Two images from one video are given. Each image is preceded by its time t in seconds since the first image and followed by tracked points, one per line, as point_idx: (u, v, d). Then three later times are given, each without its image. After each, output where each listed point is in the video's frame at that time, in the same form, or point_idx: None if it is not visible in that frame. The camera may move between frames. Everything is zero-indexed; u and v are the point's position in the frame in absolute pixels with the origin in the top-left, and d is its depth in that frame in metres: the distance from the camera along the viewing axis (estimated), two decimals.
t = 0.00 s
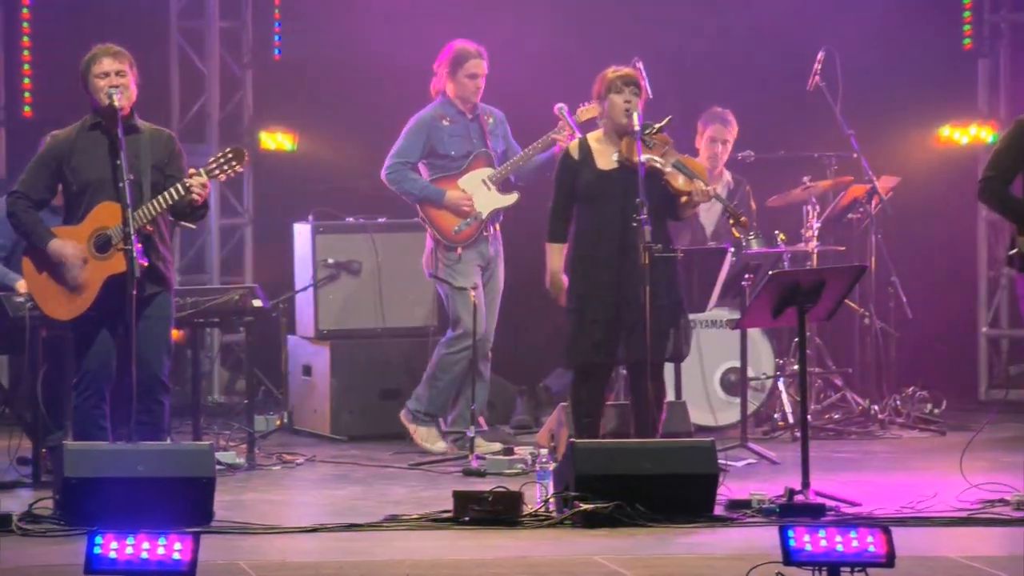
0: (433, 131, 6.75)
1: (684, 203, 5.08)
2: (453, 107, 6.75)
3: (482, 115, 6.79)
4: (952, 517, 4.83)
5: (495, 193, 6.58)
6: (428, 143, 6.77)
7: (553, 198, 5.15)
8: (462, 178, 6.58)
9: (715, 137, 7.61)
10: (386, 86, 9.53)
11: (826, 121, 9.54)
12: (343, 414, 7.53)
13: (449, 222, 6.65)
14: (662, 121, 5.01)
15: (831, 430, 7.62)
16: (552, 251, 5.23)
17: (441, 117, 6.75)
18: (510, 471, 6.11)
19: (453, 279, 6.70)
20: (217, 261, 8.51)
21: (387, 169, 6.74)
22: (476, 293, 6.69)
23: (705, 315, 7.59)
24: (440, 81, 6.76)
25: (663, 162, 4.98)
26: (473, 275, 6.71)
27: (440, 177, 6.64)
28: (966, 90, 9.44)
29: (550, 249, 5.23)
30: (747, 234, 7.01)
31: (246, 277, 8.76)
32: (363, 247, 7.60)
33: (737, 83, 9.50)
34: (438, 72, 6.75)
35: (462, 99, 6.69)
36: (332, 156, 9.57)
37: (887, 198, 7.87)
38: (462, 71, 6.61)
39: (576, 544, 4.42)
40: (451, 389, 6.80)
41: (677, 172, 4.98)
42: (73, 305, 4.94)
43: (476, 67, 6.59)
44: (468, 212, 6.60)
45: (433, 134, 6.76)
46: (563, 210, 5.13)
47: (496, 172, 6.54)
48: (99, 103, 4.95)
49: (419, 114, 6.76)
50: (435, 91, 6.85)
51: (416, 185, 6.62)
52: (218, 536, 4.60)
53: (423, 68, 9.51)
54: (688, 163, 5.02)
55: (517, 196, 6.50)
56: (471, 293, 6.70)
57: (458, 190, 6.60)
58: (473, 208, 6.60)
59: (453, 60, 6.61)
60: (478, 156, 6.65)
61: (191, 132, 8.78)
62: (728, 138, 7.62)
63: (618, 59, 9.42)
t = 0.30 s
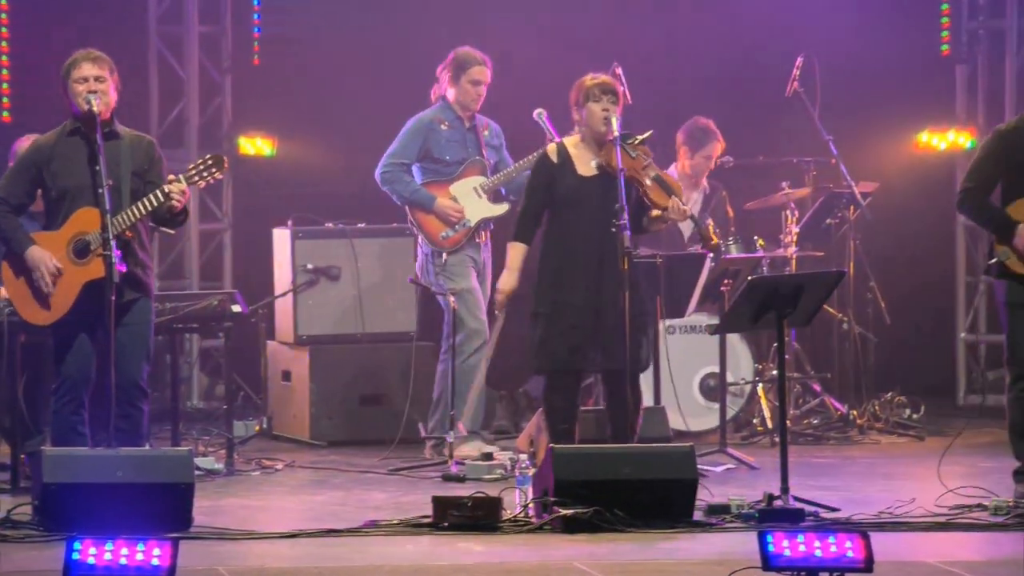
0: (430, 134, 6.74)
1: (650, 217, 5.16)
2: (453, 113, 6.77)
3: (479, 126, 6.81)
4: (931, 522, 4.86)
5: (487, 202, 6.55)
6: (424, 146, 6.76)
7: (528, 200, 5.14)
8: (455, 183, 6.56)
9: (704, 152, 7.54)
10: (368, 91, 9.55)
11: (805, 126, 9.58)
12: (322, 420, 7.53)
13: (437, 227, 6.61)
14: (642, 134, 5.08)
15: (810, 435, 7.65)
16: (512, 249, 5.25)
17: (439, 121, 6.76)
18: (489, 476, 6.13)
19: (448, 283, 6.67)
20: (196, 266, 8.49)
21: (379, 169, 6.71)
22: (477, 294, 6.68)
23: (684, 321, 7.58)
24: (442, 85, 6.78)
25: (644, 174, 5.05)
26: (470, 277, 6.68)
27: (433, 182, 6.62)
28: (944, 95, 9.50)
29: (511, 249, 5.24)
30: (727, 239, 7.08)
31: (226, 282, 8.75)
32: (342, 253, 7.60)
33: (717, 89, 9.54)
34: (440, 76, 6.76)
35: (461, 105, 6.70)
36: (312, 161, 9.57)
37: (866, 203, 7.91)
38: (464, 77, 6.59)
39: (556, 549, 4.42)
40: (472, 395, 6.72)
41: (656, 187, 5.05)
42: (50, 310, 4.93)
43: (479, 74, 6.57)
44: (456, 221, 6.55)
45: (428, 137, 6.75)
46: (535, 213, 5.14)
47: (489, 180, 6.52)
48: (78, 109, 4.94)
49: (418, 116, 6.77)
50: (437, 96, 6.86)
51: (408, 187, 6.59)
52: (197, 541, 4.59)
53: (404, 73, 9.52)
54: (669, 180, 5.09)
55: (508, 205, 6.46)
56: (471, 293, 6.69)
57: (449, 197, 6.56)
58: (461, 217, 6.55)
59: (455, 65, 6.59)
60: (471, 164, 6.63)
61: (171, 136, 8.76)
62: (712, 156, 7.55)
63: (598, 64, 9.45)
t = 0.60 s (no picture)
0: (424, 141, 6.63)
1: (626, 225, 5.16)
2: (445, 120, 6.67)
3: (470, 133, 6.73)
4: (908, 525, 4.88)
5: (480, 211, 6.46)
6: (417, 154, 6.64)
7: (503, 201, 5.13)
8: (450, 192, 6.47)
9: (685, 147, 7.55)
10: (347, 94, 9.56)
11: (783, 130, 9.62)
12: (300, 423, 7.51)
13: (432, 234, 6.51)
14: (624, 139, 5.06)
15: (788, 439, 7.68)
16: (491, 248, 5.16)
17: (433, 129, 6.65)
18: (468, 480, 6.15)
19: (440, 292, 6.54)
20: (174, 269, 8.48)
21: (372, 174, 6.58)
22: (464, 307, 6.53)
23: (662, 324, 7.64)
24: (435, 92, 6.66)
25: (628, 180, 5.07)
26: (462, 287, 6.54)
27: (428, 189, 6.52)
28: (921, 100, 9.55)
29: (491, 248, 5.16)
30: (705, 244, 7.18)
31: (204, 285, 8.72)
32: (321, 257, 7.62)
33: (694, 94, 9.59)
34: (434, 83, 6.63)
35: (454, 115, 6.59)
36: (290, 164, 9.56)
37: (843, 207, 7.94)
38: (457, 88, 6.46)
39: (534, 553, 4.43)
40: (461, 406, 6.57)
41: (638, 198, 5.08)
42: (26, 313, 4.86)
43: (472, 87, 6.46)
44: (452, 229, 6.46)
45: (423, 145, 6.64)
46: (512, 216, 5.12)
47: (485, 190, 6.44)
48: (55, 112, 4.93)
49: (411, 123, 6.64)
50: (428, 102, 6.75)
51: (403, 193, 6.48)
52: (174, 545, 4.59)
53: (383, 77, 9.54)
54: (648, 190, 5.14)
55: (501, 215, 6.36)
56: (458, 305, 6.54)
57: (444, 204, 6.48)
58: (457, 225, 6.46)
59: (449, 75, 6.45)
60: (467, 173, 6.52)
61: (149, 139, 8.74)
62: (692, 150, 7.54)
63: (576, 68, 9.47)
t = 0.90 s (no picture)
0: (411, 147, 6.60)
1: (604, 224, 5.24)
2: (430, 123, 6.64)
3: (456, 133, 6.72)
4: (883, 528, 4.90)
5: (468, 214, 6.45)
6: (405, 159, 6.61)
7: (485, 202, 5.14)
8: (438, 197, 6.45)
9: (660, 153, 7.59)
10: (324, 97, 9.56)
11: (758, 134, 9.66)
12: (275, 426, 7.48)
13: (420, 239, 6.48)
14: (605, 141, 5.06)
15: (762, 441, 7.71)
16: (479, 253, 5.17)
17: (418, 132, 6.62)
18: (444, 482, 6.15)
19: (422, 295, 6.54)
20: (149, 272, 8.45)
21: (360, 181, 6.51)
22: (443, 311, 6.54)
23: (637, 326, 7.67)
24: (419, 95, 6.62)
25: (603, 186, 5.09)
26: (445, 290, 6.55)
27: (416, 194, 6.50)
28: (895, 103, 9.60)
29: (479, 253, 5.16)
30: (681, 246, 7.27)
31: (179, 288, 8.70)
32: (297, 259, 7.60)
33: (669, 98, 9.65)
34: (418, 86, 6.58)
35: (440, 117, 6.55)
36: (266, 166, 9.54)
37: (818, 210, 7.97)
38: (442, 93, 6.41)
39: (509, 555, 4.42)
40: (439, 409, 6.56)
41: (615, 202, 5.08)
42: None
43: (456, 91, 6.41)
44: (440, 233, 6.43)
45: (409, 150, 6.60)
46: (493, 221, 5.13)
47: (472, 194, 6.43)
48: (27, 113, 4.91)
49: (396, 128, 6.60)
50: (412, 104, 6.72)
51: (392, 201, 6.43)
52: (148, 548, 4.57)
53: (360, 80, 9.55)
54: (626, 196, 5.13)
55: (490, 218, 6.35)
56: (440, 309, 6.56)
57: (432, 210, 6.45)
58: (445, 230, 6.43)
59: (433, 78, 6.41)
60: (454, 175, 6.52)
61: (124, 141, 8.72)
62: (667, 156, 7.57)
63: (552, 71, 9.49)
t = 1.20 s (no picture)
0: (387, 149, 6.59)
1: (585, 225, 5.14)
2: (411, 127, 6.62)
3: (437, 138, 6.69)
4: (856, 530, 4.93)
5: (443, 219, 6.47)
6: (380, 161, 6.60)
7: (462, 209, 5.18)
8: (412, 199, 6.48)
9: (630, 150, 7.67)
10: (299, 98, 9.54)
11: (731, 137, 9.71)
12: (249, 429, 7.48)
13: (391, 241, 6.50)
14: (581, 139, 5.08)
15: (736, 444, 7.75)
16: (453, 259, 5.24)
17: (398, 135, 6.61)
18: (418, 485, 6.18)
19: (401, 297, 6.55)
20: (122, 274, 8.42)
21: (332, 180, 6.54)
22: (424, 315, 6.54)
23: (611, 329, 7.69)
24: (403, 96, 6.59)
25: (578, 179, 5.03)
26: (424, 293, 6.55)
27: (388, 197, 6.53)
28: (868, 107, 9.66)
29: (453, 258, 5.23)
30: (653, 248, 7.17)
31: (153, 290, 8.67)
32: (269, 262, 7.61)
33: (644, 101, 9.68)
34: (404, 88, 6.55)
35: (423, 120, 6.54)
36: (241, 168, 9.52)
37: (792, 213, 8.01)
38: (429, 95, 6.38)
39: (483, 558, 4.43)
40: (416, 412, 6.53)
41: (592, 194, 5.04)
42: None
43: (443, 96, 6.38)
44: (410, 235, 6.44)
45: (386, 153, 6.60)
46: (471, 223, 5.18)
47: (445, 200, 6.45)
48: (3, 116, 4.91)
49: (375, 129, 6.61)
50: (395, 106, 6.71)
51: (362, 200, 6.45)
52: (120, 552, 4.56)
53: (336, 82, 9.54)
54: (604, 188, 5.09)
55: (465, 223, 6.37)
56: (418, 313, 6.55)
57: (404, 211, 6.47)
58: (416, 232, 6.44)
59: (420, 79, 6.38)
60: (430, 179, 6.55)
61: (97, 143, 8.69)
62: (637, 154, 7.65)
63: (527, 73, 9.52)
